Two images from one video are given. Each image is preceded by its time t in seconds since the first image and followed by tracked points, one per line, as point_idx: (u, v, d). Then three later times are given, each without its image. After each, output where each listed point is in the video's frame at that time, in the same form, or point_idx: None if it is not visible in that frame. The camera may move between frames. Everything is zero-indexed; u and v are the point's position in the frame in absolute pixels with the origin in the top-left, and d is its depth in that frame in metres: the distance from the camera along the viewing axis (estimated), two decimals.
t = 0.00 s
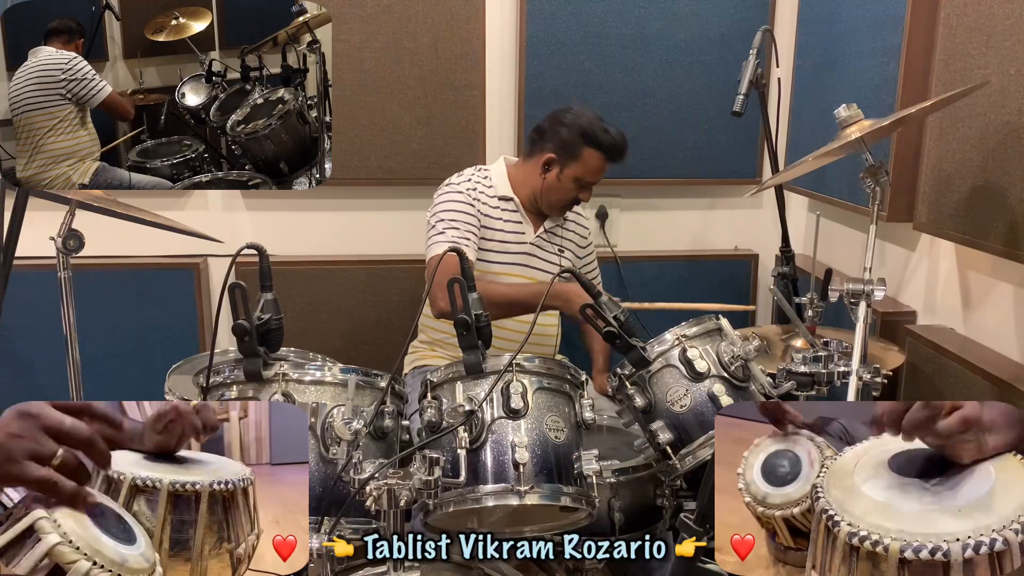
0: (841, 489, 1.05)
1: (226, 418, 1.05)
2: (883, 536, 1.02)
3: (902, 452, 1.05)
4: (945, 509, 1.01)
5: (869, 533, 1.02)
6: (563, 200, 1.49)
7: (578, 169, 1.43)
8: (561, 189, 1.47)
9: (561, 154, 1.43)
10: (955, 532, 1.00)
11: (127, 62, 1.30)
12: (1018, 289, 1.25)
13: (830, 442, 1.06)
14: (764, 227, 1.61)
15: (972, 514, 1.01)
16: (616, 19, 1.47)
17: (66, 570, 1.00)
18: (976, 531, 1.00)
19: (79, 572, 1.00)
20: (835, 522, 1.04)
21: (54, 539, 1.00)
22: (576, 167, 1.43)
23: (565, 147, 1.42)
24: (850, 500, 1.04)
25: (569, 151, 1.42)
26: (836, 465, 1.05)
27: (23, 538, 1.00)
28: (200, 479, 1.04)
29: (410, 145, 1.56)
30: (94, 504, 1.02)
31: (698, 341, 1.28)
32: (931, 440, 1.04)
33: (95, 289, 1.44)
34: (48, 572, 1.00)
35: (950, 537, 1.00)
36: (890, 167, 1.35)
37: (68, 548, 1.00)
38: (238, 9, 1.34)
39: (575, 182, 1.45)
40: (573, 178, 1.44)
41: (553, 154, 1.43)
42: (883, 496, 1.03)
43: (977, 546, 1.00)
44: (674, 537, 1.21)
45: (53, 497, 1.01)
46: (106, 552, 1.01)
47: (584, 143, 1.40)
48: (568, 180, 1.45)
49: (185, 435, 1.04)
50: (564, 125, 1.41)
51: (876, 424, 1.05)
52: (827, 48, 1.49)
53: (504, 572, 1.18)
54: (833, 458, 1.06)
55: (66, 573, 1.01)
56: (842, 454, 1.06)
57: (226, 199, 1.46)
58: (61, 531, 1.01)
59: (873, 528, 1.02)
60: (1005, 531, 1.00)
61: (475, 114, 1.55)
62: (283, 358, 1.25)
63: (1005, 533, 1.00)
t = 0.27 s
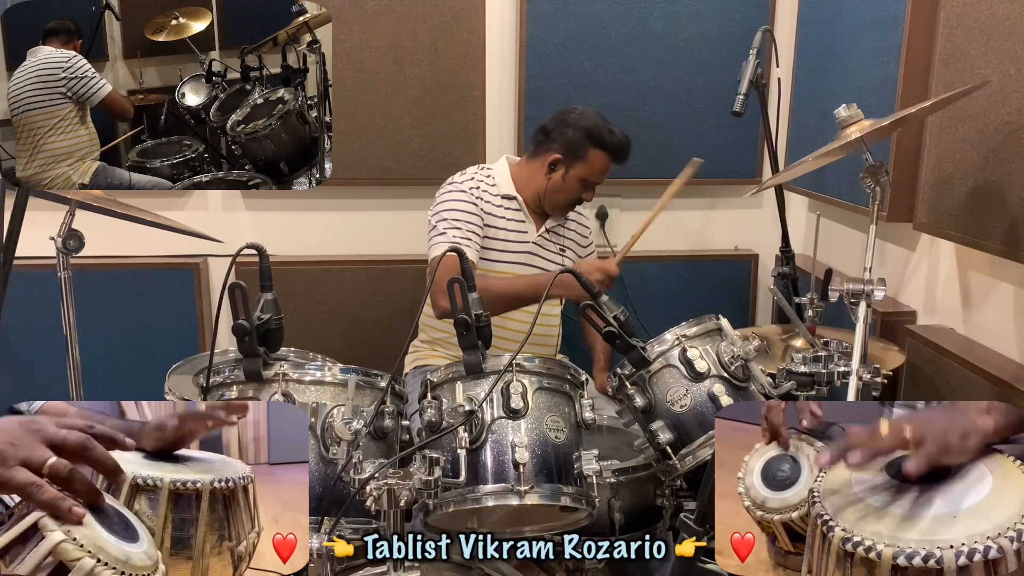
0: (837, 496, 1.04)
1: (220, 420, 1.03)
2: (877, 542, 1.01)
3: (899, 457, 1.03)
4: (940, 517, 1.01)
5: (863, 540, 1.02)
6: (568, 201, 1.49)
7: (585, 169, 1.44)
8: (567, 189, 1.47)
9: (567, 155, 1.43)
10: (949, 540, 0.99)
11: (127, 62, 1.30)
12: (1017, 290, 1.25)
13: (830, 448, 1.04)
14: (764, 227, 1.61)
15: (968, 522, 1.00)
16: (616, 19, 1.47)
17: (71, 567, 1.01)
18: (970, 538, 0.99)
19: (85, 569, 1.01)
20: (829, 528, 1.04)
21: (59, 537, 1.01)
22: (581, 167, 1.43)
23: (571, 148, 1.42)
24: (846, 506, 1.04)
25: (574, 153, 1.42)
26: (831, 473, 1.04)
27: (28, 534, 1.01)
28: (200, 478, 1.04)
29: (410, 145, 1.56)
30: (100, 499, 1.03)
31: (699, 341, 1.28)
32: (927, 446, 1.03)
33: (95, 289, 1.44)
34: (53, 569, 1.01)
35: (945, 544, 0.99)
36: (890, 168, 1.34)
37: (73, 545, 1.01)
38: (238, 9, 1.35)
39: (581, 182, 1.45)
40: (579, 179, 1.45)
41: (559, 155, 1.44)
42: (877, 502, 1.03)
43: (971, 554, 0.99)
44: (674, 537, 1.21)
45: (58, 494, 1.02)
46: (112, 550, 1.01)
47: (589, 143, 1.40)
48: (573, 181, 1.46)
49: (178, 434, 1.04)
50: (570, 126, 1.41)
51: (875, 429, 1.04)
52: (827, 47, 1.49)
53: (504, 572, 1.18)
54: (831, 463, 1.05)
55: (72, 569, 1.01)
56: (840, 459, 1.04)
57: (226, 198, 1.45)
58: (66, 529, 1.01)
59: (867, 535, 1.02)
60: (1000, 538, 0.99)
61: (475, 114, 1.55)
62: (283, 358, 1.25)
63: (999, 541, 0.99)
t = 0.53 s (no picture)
0: (833, 499, 1.05)
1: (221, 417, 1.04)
2: (871, 546, 1.02)
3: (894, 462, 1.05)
4: (936, 523, 1.00)
5: (856, 544, 1.03)
6: (567, 202, 1.50)
7: (586, 171, 1.44)
8: (566, 190, 1.48)
9: (568, 156, 1.43)
10: (943, 545, 0.99)
11: (127, 62, 1.30)
12: (1017, 290, 1.25)
13: (830, 453, 1.06)
14: (764, 229, 1.61)
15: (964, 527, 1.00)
16: (616, 20, 1.47)
17: (73, 563, 1.01)
18: (965, 545, 0.99)
19: (87, 564, 1.01)
20: (823, 530, 1.05)
21: (61, 534, 1.01)
22: (582, 168, 1.44)
23: (572, 150, 1.42)
24: (840, 510, 1.05)
25: (575, 154, 1.43)
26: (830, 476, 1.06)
27: (30, 531, 1.01)
28: (200, 475, 1.04)
29: (410, 145, 1.56)
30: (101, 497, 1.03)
31: (699, 340, 1.28)
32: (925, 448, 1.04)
33: (95, 289, 1.44)
34: (54, 565, 1.01)
35: (938, 549, 0.99)
36: (890, 168, 1.34)
37: (74, 542, 1.01)
38: (238, 9, 1.34)
39: (581, 184, 1.46)
40: (579, 180, 1.46)
41: (559, 156, 1.44)
42: (873, 506, 1.03)
43: (965, 560, 0.99)
44: (674, 537, 1.21)
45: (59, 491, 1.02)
46: (113, 546, 1.02)
47: (590, 145, 1.41)
48: (573, 182, 1.46)
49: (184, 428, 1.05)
50: (570, 127, 1.42)
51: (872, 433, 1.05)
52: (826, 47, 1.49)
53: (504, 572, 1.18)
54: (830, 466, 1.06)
55: (74, 565, 1.02)
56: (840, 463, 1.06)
57: (227, 198, 1.46)
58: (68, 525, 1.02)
59: (862, 538, 1.03)
60: (994, 544, 0.99)
61: (475, 114, 1.55)
62: (283, 358, 1.25)
63: (993, 546, 0.99)
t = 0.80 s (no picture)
0: (829, 504, 1.04)
1: (221, 416, 1.04)
2: (864, 553, 1.01)
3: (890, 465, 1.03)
4: (931, 531, 1.00)
5: (849, 550, 1.02)
6: (564, 201, 1.49)
7: (582, 170, 1.45)
8: (563, 190, 1.47)
9: (563, 155, 1.44)
10: (937, 553, 0.99)
11: (127, 62, 1.30)
12: (1017, 290, 1.25)
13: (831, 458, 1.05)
14: (763, 226, 1.62)
15: (957, 536, 0.99)
16: (616, 20, 1.47)
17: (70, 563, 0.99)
18: (957, 552, 0.98)
19: (84, 562, 0.99)
20: (819, 536, 1.04)
21: (58, 531, 0.99)
22: (579, 166, 1.44)
23: (569, 148, 1.43)
24: (836, 516, 1.04)
25: (571, 153, 1.43)
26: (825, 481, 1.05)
27: (27, 528, 0.99)
28: (199, 474, 1.03)
29: (410, 144, 1.56)
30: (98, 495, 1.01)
31: (699, 341, 1.28)
32: (925, 455, 1.03)
33: (95, 289, 1.44)
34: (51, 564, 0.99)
35: (932, 558, 0.98)
36: (890, 168, 1.35)
37: (72, 540, 0.99)
38: (238, 9, 1.34)
39: (578, 183, 1.46)
40: (576, 178, 1.46)
41: (555, 154, 1.44)
42: (869, 512, 1.02)
43: (958, 567, 0.98)
44: (674, 537, 1.20)
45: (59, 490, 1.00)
46: (111, 544, 1.00)
47: (586, 143, 1.42)
48: (570, 181, 1.46)
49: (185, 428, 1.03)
50: (566, 125, 1.43)
51: (872, 438, 1.04)
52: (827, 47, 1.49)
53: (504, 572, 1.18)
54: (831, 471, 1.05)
55: (70, 564, 1.00)
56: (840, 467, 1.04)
57: (227, 198, 1.46)
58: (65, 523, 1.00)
59: (855, 545, 1.02)
60: (988, 553, 0.98)
61: (475, 114, 1.55)
62: (283, 358, 1.25)
63: (987, 555, 0.98)
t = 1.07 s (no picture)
0: (825, 508, 1.04)
1: (220, 416, 1.03)
2: (858, 557, 1.01)
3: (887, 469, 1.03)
4: (925, 535, 0.99)
5: (843, 553, 1.02)
6: (559, 193, 1.47)
7: (570, 157, 1.43)
8: (555, 181, 1.46)
9: (549, 144, 1.43)
10: (931, 559, 0.98)
11: (127, 62, 1.30)
12: (1017, 290, 1.25)
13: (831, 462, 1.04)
14: (763, 227, 1.61)
15: (952, 541, 0.99)
16: (616, 20, 1.47)
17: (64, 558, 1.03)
18: (952, 558, 0.98)
19: (78, 558, 1.02)
20: (813, 539, 1.04)
21: (51, 529, 1.02)
22: (566, 154, 1.42)
23: (554, 137, 1.42)
24: (831, 520, 1.04)
25: (557, 141, 1.42)
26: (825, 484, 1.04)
27: (23, 525, 1.02)
28: (194, 471, 1.03)
29: (410, 145, 1.56)
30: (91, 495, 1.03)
31: (699, 341, 1.28)
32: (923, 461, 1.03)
33: (95, 289, 1.44)
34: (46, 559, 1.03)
35: (926, 563, 0.98)
36: (890, 168, 1.33)
37: (66, 536, 1.03)
38: (238, 9, 1.34)
39: (570, 172, 1.44)
40: (567, 167, 1.44)
41: (542, 145, 1.44)
42: (863, 516, 1.02)
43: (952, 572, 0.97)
44: (674, 537, 1.20)
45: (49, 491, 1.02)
46: (104, 541, 1.03)
47: (570, 130, 1.41)
48: (560, 170, 1.44)
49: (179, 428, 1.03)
50: (552, 116, 1.42)
51: (872, 442, 1.04)
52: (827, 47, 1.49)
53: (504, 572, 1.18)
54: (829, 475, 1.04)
55: (64, 559, 1.03)
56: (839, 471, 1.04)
57: (227, 198, 1.46)
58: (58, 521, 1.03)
59: (850, 549, 1.02)
60: (984, 560, 0.97)
61: (475, 114, 1.55)
62: (283, 359, 1.25)
63: (982, 562, 0.97)
